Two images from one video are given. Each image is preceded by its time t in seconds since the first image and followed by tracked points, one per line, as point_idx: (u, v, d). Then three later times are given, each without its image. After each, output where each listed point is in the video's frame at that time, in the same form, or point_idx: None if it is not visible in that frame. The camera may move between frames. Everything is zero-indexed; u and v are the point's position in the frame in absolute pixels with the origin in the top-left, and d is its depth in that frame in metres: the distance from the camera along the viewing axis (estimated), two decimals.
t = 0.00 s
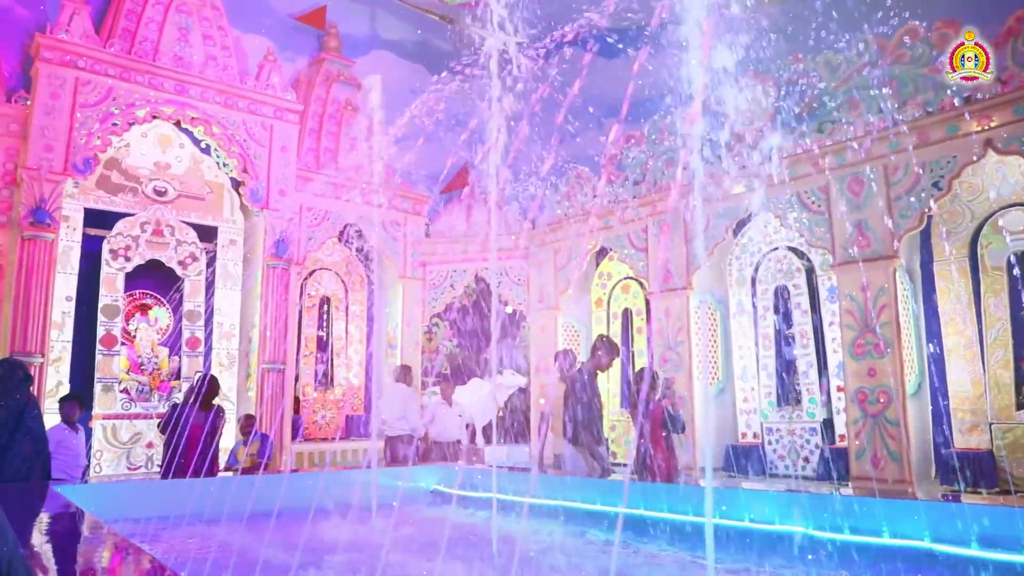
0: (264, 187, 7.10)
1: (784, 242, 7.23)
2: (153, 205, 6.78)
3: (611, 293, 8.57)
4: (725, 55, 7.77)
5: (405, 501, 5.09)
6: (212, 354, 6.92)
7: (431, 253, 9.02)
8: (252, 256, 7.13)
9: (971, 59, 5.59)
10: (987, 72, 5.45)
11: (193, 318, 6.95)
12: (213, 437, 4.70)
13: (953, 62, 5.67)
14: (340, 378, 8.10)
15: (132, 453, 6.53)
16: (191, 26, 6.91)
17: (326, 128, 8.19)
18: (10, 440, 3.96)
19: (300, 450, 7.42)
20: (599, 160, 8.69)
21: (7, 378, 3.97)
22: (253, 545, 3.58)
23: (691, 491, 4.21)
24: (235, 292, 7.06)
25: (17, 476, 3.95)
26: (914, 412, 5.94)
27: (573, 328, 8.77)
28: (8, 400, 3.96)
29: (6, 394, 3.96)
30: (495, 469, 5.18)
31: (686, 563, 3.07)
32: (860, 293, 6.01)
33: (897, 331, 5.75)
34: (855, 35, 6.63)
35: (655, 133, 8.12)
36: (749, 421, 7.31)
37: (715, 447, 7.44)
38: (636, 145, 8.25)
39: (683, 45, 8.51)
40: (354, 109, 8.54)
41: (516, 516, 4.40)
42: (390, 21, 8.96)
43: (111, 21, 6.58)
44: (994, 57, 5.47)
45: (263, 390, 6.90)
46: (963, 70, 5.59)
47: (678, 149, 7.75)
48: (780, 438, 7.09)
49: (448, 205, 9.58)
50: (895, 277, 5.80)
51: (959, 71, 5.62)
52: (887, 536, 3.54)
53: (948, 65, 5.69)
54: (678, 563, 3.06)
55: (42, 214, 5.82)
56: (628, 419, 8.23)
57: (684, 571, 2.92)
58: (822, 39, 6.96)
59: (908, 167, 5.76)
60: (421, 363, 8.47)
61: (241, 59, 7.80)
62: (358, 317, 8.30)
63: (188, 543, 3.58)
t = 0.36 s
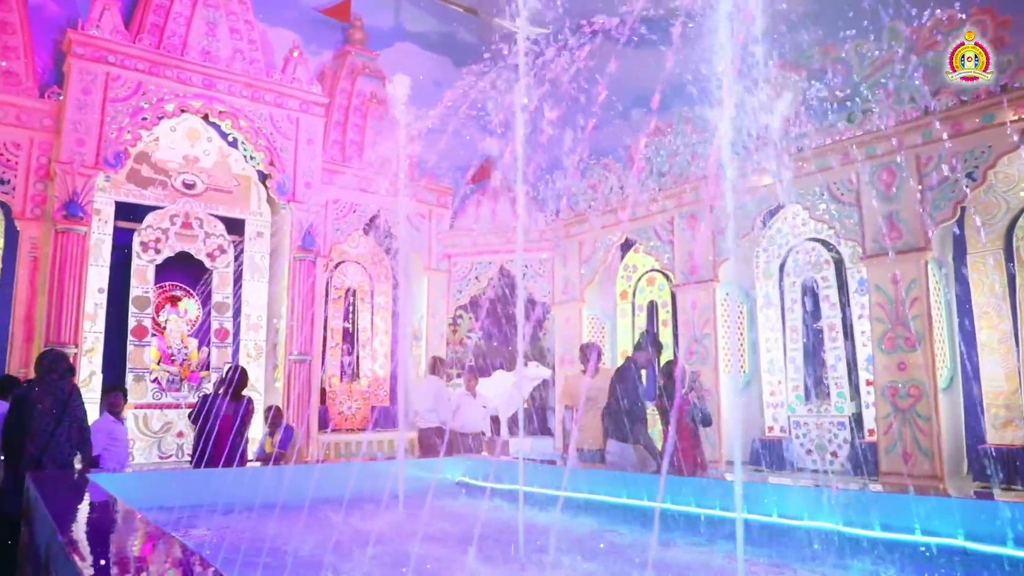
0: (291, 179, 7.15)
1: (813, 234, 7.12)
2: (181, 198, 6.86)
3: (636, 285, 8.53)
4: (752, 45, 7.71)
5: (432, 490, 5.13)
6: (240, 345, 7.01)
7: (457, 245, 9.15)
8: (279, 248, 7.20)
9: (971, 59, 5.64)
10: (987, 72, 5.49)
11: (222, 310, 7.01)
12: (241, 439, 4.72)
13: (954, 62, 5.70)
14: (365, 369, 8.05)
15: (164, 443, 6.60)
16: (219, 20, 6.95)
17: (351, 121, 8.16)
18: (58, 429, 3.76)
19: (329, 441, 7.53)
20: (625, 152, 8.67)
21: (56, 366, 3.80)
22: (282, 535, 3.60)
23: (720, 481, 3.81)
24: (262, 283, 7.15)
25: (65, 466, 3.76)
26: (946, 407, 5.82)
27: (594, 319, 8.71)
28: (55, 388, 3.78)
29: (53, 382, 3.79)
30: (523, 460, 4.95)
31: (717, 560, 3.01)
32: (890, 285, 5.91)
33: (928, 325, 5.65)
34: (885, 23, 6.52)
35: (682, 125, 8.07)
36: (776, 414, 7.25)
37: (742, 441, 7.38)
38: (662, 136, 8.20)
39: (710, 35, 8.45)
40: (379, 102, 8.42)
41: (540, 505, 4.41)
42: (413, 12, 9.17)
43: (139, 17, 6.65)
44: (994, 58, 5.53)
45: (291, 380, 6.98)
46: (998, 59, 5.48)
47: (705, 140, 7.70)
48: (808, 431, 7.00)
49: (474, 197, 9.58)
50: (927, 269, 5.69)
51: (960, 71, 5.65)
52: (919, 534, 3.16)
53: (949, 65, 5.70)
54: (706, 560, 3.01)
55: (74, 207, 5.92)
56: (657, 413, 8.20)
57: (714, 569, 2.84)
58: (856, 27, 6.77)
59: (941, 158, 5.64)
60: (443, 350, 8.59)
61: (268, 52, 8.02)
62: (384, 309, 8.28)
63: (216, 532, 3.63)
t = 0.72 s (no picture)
0: (320, 173, 7.19)
1: (845, 228, 6.99)
2: (212, 191, 6.96)
3: (663, 279, 8.50)
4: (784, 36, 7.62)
5: (460, 484, 5.12)
6: (269, 337, 7.11)
7: (484, 238, 9.13)
8: (307, 242, 7.27)
9: (970, 59, 5.68)
10: (987, 73, 5.52)
11: (252, 302, 7.07)
12: (270, 435, 4.79)
13: (953, 62, 5.78)
14: (392, 362, 8.09)
15: (194, 433, 6.72)
16: (249, 15, 7.00)
17: (380, 115, 8.18)
18: (102, 418, 3.80)
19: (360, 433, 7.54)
20: (653, 146, 8.62)
21: (100, 355, 3.83)
22: (314, 526, 3.64)
23: (752, 478, 3.72)
24: (290, 275, 7.24)
25: (110, 454, 3.80)
26: (981, 406, 5.64)
27: (622, 313, 8.70)
28: (99, 377, 3.82)
29: (97, 371, 3.82)
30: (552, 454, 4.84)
31: (745, 559, 2.98)
32: (925, 282, 5.80)
33: (963, 321, 5.53)
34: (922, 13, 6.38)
35: (711, 118, 8.01)
36: (805, 412, 7.17)
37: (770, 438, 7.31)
38: (690, 129, 8.13)
39: (741, 27, 8.37)
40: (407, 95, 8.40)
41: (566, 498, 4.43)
42: (440, 6, 9.13)
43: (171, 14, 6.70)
44: (993, 57, 5.54)
45: (318, 372, 7.01)
46: None
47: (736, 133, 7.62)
48: (838, 430, 6.92)
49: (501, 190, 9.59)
50: (963, 265, 5.57)
51: (960, 71, 5.73)
52: (956, 536, 3.06)
53: (948, 65, 5.79)
54: (733, 558, 2.98)
55: (109, 201, 6.02)
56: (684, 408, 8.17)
57: (742, 568, 2.81)
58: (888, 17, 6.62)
59: (979, 152, 5.50)
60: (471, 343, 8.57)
61: (297, 46, 8.11)
62: (412, 302, 8.31)
63: (243, 522, 3.67)
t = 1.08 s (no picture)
0: (347, 168, 7.26)
1: (875, 221, 6.87)
2: (241, 186, 7.03)
3: (690, 273, 8.42)
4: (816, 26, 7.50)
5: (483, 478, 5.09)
6: (297, 330, 7.19)
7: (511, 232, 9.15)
8: (335, 235, 7.35)
9: (970, 59, 5.80)
10: (987, 72, 5.62)
11: (280, 297, 7.15)
12: (299, 426, 4.86)
13: (954, 63, 5.91)
14: (419, 355, 8.09)
15: (223, 425, 6.82)
16: (277, 11, 7.07)
17: (406, 109, 8.22)
18: (148, 410, 3.83)
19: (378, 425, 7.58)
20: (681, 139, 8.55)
21: (146, 349, 3.81)
22: (337, 518, 3.65)
23: (784, 474, 3.69)
24: (318, 269, 7.35)
25: (157, 446, 3.87)
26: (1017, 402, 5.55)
27: (649, 307, 8.66)
28: (145, 370, 3.82)
29: (143, 364, 3.82)
30: (580, 447, 4.77)
31: (773, 555, 2.95)
32: (960, 275, 5.68)
33: (999, 315, 5.41)
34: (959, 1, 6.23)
35: (741, 110, 7.92)
36: (835, 407, 7.00)
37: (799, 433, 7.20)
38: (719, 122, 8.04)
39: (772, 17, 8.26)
40: (434, 89, 8.47)
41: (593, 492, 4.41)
42: None
43: (200, 11, 6.82)
44: (993, 57, 5.65)
45: (345, 364, 7.10)
46: None
47: (766, 125, 7.53)
48: (868, 425, 6.78)
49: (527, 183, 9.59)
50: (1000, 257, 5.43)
51: (960, 71, 5.85)
52: (993, 534, 2.98)
53: (949, 66, 5.92)
54: (760, 554, 2.95)
55: (141, 195, 6.11)
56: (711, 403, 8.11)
57: (770, 565, 2.78)
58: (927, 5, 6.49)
59: (1017, 142, 5.35)
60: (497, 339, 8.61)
61: (325, 41, 8.10)
62: (437, 297, 8.28)
63: (271, 512, 3.71)
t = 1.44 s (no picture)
0: (375, 160, 7.24)
1: (912, 212, 6.75)
2: (272, 180, 7.16)
3: (721, 265, 8.33)
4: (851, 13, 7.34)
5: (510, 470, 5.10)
6: (326, 323, 7.27)
7: (539, 224, 9.12)
8: (364, 228, 7.34)
9: (970, 58, 5.89)
10: (987, 72, 5.70)
11: (309, 291, 7.27)
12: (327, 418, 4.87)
13: (954, 62, 6.01)
14: (448, 347, 8.11)
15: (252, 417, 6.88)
16: (305, 5, 7.09)
17: (433, 102, 8.22)
18: (193, 401, 3.98)
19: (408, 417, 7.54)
20: (710, 130, 8.46)
21: (190, 340, 3.96)
22: (368, 508, 3.68)
23: (817, 468, 3.58)
24: (348, 262, 7.40)
25: (201, 435, 4.00)
26: None
27: (678, 300, 8.58)
28: (188, 362, 3.94)
29: (185, 356, 3.94)
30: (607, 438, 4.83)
31: (799, 551, 2.90)
32: (1000, 268, 5.53)
33: None
34: None
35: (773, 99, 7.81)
36: (868, 401, 6.93)
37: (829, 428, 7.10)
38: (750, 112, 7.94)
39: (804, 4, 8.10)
40: (461, 82, 8.43)
41: (621, 486, 4.39)
42: None
43: (231, 6, 6.86)
44: (993, 56, 5.71)
45: (373, 355, 7.04)
46: None
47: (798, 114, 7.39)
48: (902, 420, 6.68)
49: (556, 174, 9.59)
50: None
51: (961, 70, 5.94)
52: None
53: (950, 65, 6.01)
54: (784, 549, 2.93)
55: (174, 190, 6.21)
56: (740, 396, 8.04)
57: (799, 561, 2.73)
58: None
59: None
60: (524, 332, 8.61)
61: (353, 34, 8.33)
62: (465, 289, 8.30)
63: (303, 501, 3.78)
